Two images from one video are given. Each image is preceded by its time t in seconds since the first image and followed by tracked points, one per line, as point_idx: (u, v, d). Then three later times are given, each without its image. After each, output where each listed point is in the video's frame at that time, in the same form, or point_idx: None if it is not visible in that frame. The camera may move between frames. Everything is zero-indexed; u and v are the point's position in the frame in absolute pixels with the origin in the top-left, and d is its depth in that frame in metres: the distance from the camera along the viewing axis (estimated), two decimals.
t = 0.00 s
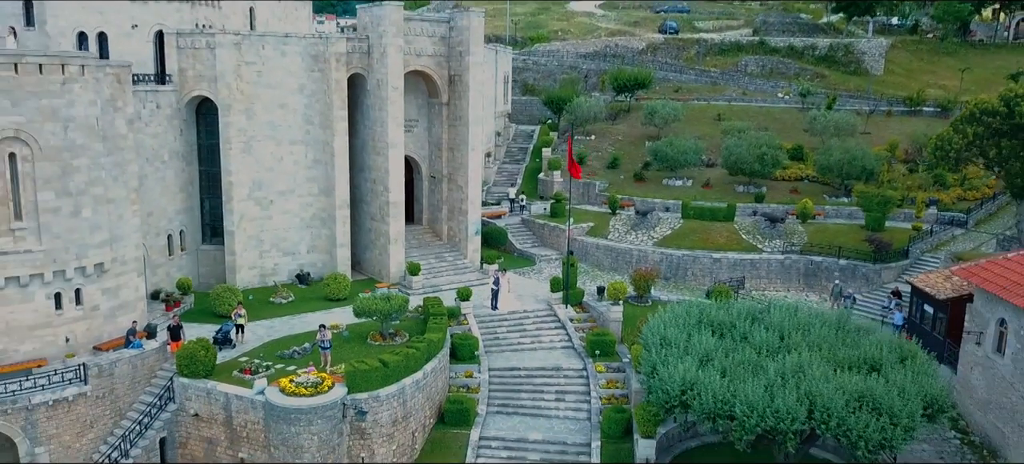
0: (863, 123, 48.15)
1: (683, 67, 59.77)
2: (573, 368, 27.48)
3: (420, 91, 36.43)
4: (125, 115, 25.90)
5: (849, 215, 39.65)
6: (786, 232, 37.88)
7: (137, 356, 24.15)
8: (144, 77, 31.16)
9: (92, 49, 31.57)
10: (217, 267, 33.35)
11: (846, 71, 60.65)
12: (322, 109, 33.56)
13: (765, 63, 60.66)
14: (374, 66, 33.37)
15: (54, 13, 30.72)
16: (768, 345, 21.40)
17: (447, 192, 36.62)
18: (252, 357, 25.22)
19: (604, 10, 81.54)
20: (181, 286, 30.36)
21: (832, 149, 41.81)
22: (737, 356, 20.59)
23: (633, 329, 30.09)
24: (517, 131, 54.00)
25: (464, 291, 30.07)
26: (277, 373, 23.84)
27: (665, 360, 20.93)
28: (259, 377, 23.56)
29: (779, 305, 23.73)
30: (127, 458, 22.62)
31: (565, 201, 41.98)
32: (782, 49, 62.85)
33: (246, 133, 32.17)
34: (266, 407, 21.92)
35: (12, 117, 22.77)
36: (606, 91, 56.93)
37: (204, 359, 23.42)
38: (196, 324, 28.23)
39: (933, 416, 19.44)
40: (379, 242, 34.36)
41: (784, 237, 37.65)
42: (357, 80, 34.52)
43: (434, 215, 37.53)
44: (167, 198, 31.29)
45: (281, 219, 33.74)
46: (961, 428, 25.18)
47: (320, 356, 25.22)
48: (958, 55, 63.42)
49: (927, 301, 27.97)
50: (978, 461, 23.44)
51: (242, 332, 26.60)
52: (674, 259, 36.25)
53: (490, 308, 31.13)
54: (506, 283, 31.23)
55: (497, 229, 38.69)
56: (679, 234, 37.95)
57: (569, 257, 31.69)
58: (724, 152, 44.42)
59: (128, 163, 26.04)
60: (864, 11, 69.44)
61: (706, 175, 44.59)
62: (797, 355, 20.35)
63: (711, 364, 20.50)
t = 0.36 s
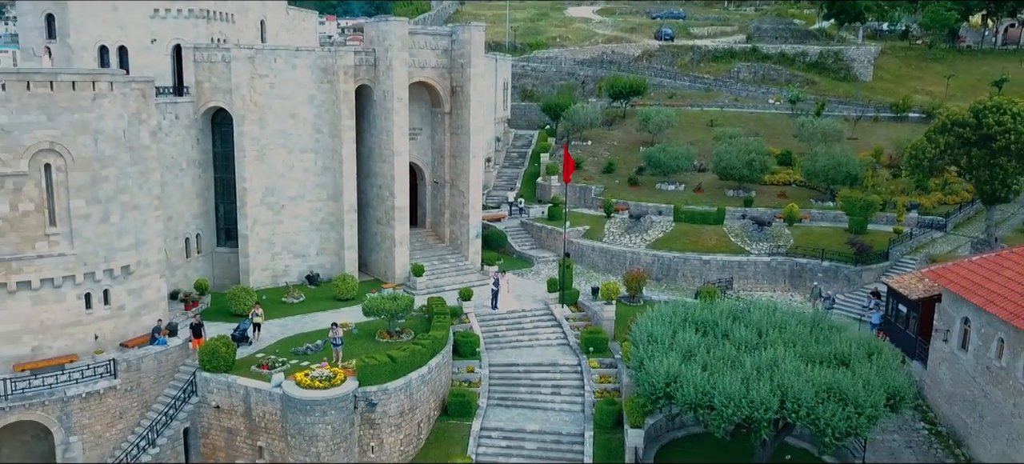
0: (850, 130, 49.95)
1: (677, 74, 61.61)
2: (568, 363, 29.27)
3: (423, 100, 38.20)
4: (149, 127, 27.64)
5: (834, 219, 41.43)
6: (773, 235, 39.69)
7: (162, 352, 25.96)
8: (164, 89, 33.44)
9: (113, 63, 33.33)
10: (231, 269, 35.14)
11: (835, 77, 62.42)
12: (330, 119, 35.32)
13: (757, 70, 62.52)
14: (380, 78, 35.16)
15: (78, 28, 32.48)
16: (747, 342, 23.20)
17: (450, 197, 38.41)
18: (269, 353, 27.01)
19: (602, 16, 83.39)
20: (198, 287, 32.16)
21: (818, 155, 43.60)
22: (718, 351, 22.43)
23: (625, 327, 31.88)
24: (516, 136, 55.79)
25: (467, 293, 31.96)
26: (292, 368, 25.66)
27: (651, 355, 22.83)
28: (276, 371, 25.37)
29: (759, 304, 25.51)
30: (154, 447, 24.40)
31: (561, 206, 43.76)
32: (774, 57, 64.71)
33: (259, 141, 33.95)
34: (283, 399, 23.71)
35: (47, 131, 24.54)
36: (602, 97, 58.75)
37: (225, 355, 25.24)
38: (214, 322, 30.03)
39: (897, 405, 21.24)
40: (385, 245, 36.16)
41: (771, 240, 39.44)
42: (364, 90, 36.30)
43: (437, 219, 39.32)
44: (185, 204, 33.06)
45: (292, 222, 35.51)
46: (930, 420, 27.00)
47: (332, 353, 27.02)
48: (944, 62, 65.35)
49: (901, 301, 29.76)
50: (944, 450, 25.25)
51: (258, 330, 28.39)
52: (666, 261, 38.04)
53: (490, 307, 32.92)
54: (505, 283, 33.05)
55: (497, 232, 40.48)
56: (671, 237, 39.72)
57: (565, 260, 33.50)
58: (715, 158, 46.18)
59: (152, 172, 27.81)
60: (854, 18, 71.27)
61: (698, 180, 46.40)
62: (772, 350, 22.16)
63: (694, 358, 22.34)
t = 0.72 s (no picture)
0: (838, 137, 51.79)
1: (672, 81, 63.51)
2: (563, 360, 31.13)
3: (426, 110, 40.08)
4: (171, 138, 29.47)
5: (819, 222, 43.32)
6: (760, 238, 41.56)
7: (184, 349, 27.82)
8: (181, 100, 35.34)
9: (132, 74, 35.25)
10: (245, 271, 37.06)
11: (825, 84, 64.31)
12: (339, 128, 37.16)
13: (749, 77, 64.43)
14: (386, 90, 37.01)
15: (99, 42, 34.33)
16: (728, 339, 25.08)
17: (452, 202, 40.29)
18: (283, 350, 28.90)
19: (599, 22, 85.24)
20: (215, 288, 34.06)
21: (804, 161, 45.45)
22: (700, 348, 24.33)
23: (617, 325, 33.81)
24: (515, 142, 57.68)
25: (467, 294, 33.86)
26: (306, 364, 27.55)
27: (639, 352, 24.75)
28: (291, 367, 27.25)
29: (741, 304, 27.39)
30: (178, 437, 26.27)
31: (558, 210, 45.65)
32: (766, 64, 66.61)
33: (271, 150, 35.81)
34: (298, 392, 25.58)
35: (78, 144, 26.37)
36: (599, 103, 60.66)
37: (243, 352, 27.13)
38: (230, 322, 31.92)
39: (864, 397, 23.11)
40: (390, 248, 38.03)
41: (758, 243, 41.32)
42: (371, 101, 38.16)
43: (440, 223, 41.18)
44: (202, 209, 34.93)
45: (302, 226, 37.39)
46: (901, 413, 28.91)
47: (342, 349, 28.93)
48: (932, 68, 67.24)
49: (877, 301, 31.64)
50: (912, 440, 27.16)
51: (273, 329, 30.28)
52: (658, 263, 39.89)
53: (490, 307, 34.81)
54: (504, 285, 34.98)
55: (496, 236, 42.37)
56: (663, 240, 41.58)
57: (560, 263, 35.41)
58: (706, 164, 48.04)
59: (173, 180, 29.64)
60: (845, 25, 73.12)
61: (690, 185, 48.32)
62: (750, 347, 24.05)
63: (678, 355, 24.25)
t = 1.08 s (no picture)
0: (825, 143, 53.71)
1: (666, 87, 65.50)
2: (559, 357, 33.07)
3: (429, 119, 42.04)
4: (191, 149, 31.40)
5: (805, 225, 45.30)
6: (748, 241, 43.48)
7: (204, 346, 29.78)
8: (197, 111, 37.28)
9: (150, 86, 37.17)
10: (257, 272, 39.04)
11: (815, 90, 66.27)
12: (346, 137, 39.10)
13: (742, 83, 66.40)
14: (391, 101, 38.96)
15: (119, 56, 36.19)
16: (711, 337, 27.03)
17: (453, 206, 42.25)
18: (297, 347, 30.88)
19: (596, 29, 87.16)
20: (230, 289, 36.02)
21: (792, 167, 47.35)
22: (685, 345, 26.30)
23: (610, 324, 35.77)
24: (514, 147, 59.64)
25: (469, 294, 35.82)
26: (319, 360, 29.52)
27: (628, 349, 26.74)
28: (305, 363, 29.23)
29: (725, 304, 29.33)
30: (200, 428, 28.23)
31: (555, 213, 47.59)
32: (758, 70, 68.58)
33: (282, 158, 37.76)
34: (312, 386, 27.56)
35: (107, 155, 28.32)
36: (595, 109, 62.61)
37: (261, 348, 29.11)
38: (245, 321, 33.89)
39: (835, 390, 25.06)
40: (395, 250, 40.00)
41: (746, 245, 43.28)
42: (377, 111, 40.13)
43: (442, 226, 43.11)
44: (217, 214, 36.88)
45: (311, 230, 39.33)
46: (875, 406, 30.90)
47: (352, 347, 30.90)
48: (919, 75, 69.19)
49: (855, 301, 33.62)
50: (884, 431, 29.16)
51: (286, 327, 32.25)
52: (650, 264, 41.83)
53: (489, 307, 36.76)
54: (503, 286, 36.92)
55: (496, 238, 44.32)
56: (655, 243, 43.54)
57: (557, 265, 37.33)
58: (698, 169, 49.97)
59: (192, 188, 31.58)
60: (836, 32, 75.01)
61: (682, 190, 50.30)
62: (731, 344, 26.02)
63: (664, 351, 26.23)
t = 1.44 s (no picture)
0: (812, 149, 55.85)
1: (661, 94, 67.65)
2: (556, 353, 35.21)
3: (433, 127, 44.23)
4: (211, 159, 33.54)
5: (792, 228, 47.49)
6: (736, 243, 45.61)
7: (224, 343, 31.91)
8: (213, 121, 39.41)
9: (169, 97, 39.30)
10: (270, 273, 41.21)
11: (805, 97, 68.40)
12: (355, 145, 41.23)
13: (734, 90, 68.54)
14: (397, 111, 41.11)
15: (139, 68, 38.30)
16: (695, 334, 29.17)
17: (455, 210, 44.40)
18: (310, 344, 33.04)
19: (593, 35, 89.27)
20: (245, 289, 38.17)
21: (779, 173, 49.45)
22: (670, 342, 28.46)
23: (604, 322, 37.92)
24: (514, 152, 61.78)
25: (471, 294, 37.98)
26: (331, 356, 31.69)
27: (619, 345, 28.93)
28: (318, 359, 31.39)
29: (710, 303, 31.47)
30: (221, 419, 30.37)
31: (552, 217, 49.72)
32: (750, 77, 70.69)
33: (294, 165, 39.90)
34: (326, 380, 29.72)
35: (135, 166, 30.47)
36: (592, 115, 64.75)
37: (277, 345, 31.28)
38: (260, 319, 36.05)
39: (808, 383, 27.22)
40: (400, 253, 42.13)
41: (734, 247, 45.43)
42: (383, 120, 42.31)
43: (445, 229, 45.24)
44: (233, 218, 39.03)
45: (321, 233, 41.46)
46: (851, 399, 33.06)
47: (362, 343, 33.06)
48: (907, 81, 71.27)
49: (833, 302, 35.79)
50: (858, 422, 31.33)
51: (299, 325, 34.40)
52: (643, 266, 43.98)
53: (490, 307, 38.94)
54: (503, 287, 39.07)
55: (496, 241, 46.47)
56: (648, 246, 45.69)
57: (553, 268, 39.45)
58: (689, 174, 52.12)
59: (212, 195, 33.73)
60: (827, 39, 77.02)
61: (674, 194, 52.50)
62: (713, 342, 28.18)
63: (652, 347, 28.39)
